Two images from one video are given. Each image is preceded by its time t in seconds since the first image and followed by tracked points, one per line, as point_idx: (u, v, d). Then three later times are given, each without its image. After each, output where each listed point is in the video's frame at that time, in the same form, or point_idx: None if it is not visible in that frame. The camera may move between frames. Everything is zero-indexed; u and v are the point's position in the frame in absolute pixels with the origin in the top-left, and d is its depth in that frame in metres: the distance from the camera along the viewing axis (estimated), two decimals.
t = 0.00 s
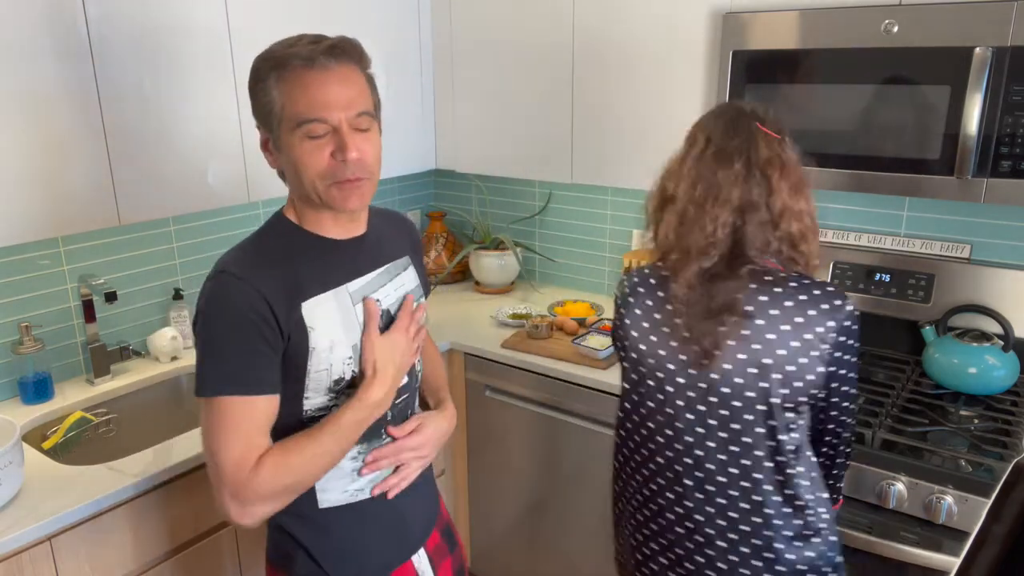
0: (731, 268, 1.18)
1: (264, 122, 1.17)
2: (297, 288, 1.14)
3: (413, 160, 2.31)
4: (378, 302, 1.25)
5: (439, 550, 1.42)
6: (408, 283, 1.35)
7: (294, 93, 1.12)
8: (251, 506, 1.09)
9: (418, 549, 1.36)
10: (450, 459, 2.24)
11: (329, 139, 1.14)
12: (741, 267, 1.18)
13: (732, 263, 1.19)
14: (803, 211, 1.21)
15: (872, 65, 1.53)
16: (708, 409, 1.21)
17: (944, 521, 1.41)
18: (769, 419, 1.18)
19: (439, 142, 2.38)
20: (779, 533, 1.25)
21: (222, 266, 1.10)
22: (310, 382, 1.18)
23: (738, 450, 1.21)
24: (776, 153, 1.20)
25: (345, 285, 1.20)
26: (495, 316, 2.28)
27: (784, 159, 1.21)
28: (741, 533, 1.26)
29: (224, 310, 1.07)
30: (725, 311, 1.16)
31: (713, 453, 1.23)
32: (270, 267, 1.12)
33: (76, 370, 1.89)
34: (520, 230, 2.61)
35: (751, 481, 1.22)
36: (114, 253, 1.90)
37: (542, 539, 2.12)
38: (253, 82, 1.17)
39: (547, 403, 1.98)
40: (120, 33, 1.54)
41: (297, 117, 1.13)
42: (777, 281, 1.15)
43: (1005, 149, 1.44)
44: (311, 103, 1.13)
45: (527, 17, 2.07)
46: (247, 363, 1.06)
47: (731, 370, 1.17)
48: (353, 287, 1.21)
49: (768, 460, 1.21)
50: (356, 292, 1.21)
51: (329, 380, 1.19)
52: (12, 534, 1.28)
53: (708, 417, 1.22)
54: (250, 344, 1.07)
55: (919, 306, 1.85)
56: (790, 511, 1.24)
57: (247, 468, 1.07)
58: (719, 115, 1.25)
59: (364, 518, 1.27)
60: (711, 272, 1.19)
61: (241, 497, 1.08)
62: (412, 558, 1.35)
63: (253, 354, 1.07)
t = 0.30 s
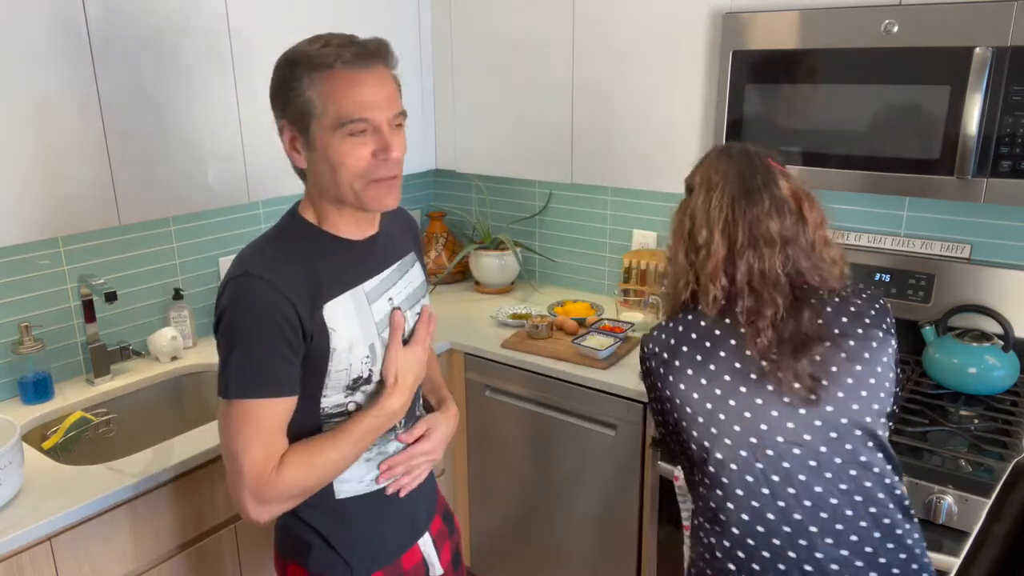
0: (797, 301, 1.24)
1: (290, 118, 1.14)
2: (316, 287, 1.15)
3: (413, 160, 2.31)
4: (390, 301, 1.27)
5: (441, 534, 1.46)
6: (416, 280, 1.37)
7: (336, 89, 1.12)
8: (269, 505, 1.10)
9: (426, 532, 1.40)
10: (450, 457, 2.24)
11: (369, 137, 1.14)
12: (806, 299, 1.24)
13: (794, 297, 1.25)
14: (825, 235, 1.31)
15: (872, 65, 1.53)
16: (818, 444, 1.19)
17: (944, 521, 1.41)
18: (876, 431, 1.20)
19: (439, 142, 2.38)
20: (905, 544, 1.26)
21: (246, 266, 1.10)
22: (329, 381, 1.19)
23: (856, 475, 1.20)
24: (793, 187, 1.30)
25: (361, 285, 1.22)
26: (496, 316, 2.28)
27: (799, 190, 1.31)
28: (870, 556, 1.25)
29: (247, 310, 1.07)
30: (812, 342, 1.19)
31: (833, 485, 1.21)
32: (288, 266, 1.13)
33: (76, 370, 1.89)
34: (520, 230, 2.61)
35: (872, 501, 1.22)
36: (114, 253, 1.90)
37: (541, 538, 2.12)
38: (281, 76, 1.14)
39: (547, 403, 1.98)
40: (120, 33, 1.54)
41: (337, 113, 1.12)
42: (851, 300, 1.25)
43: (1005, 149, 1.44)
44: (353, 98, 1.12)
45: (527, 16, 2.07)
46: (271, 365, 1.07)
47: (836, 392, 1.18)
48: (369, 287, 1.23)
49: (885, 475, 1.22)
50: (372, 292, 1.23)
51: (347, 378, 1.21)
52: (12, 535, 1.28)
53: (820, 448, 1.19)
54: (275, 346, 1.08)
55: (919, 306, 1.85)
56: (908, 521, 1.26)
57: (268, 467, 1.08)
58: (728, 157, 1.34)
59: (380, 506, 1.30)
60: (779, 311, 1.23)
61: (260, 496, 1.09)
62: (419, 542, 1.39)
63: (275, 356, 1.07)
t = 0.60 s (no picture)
0: (773, 330, 1.25)
1: (351, 109, 1.14)
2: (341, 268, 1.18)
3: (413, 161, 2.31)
4: (407, 287, 1.30)
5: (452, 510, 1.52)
6: (428, 267, 1.40)
7: (407, 89, 1.16)
8: (299, 482, 1.12)
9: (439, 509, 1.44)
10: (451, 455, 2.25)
11: (429, 136, 1.20)
12: (778, 327, 1.26)
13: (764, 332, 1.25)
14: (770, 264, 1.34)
15: (872, 65, 1.53)
16: (848, 454, 1.17)
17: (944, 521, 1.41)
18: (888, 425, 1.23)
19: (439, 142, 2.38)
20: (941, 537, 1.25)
21: (275, 253, 1.13)
22: (352, 362, 1.22)
23: (888, 475, 1.20)
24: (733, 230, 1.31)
25: (380, 270, 1.25)
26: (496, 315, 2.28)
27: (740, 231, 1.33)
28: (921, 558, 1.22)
29: (277, 292, 1.10)
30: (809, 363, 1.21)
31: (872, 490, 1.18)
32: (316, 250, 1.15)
33: (76, 370, 1.89)
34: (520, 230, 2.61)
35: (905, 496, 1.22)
36: (114, 253, 1.90)
37: (541, 539, 2.12)
38: (341, 67, 1.13)
39: (547, 403, 1.98)
40: (118, 33, 1.54)
41: (406, 111, 1.17)
42: (812, 318, 1.30)
43: (1005, 149, 1.44)
44: (420, 98, 1.18)
45: (526, 16, 2.06)
46: (303, 344, 1.10)
47: (848, 401, 1.20)
48: (387, 272, 1.26)
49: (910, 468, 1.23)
50: (391, 277, 1.26)
51: (369, 360, 1.24)
52: (13, 535, 1.28)
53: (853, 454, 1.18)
54: (306, 324, 1.11)
55: (919, 306, 1.85)
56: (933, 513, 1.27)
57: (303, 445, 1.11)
58: (664, 215, 1.33)
59: (398, 485, 1.35)
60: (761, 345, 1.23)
61: (294, 474, 1.11)
62: (434, 519, 1.43)
63: (305, 335, 1.10)
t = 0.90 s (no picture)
0: (733, 389, 1.10)
1: (400, 110, 1.23)
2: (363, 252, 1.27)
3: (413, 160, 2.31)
4: (419, 272, 1.41)
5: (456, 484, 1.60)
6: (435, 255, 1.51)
7: (451, 102, 1.27)
8: (334, 449, 1.23)
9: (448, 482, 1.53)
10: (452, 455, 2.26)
11: (460, 147, 1.31)
12: (739, 390, 1.10)
13: (724, 398, 1.09)
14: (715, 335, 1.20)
15: (872, 64, 1.53)
16: (841, 491, 1.04)
17: (944, 521, 1.41)
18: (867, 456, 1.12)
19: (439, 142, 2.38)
20: None
21: (304, 236, 1.22)
22: (372, 340, 1.33)
23: (883, 508, 1.07)
24: (671, 309, 1.15)
25: (397, 256, 1.36)
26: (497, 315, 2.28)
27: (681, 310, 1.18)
28: None
29: (310, 273, 1.20)
30: (776, 413, 1.08)
31: (872, 524, 1.05)
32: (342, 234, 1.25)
33: (76, 370, 1.89)
34: (520, 230, 2.61)
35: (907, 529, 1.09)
36: (114, 254, 1.90)
37: (540, 538, 2.12)
38: (396, 73, 1.22)
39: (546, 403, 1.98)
40: (119, 32, 1.54)
41: (447, 123, 1.27)
42: (769, 377, 1.17)
43: (1005, 149, 1.44)
44: (460, 112, 1.29)
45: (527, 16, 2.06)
46: (337, 320, 1.20)
47: (822, 440, 1.07)
48: (403, 258, 1.37)
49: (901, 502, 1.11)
50: (405, 262, 1.37)
51: (387, 338, 1.35)
52: (13, 535, 1.28)
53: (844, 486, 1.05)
54: (338, 302, 1.21)
55: (919, 306, 1.86)
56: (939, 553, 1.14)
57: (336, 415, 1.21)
58: (599, 305, 1.17)
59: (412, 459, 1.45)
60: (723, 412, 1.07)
61: (331, 442, 1.22)
62: (443, 491, 1.52)
63: (337, 312, 1.21)
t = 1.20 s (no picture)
0: (717, 417, 1.12)
1: (409, 115, 1.26)
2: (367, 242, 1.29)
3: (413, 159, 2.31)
4: (424, 269, 1.43)
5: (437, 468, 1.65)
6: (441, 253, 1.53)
7: (459, 106, 1.30)
8: (328, 430, 1.28)
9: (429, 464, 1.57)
10: (452, 455, 2.26)
11: (468, 149, 1.34)
12: (720, 419, 1.12)
13: (701, 430, 1.10)
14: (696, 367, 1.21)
15: (872, 64, 1.53)
16: (834, 508, 1.04)
17: (943, 521, 1.41)
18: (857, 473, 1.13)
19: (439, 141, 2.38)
20: None
21: (316, 229, 1.25)
22: (373, 331, 1.36)
23: (878, 522, 1.07)
24: (649, 343, 1.18)
25: (404, 253, 1.38)
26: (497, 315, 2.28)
27: (660, 344, 1.20)
28: None
29: (319, 264, 1.22)
30: (760, 435, 1.10)
31: (870, 539, 1.04)
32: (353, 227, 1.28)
33: (76, 370, 1.89)
34: (520, 230, 2.61)
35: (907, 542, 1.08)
36: (114, 254, 1.90)
37: (540, 538, 2.12)
38: (405, 79, 1.26)
39: (546, 403, 1.98)
40: (119, 31, 1.54)
41: (455, 127, 1.30)
42: (751, 402, 1.19)
43: (1005, 149, 1.44)
44: (468, 117, 1.32)
45: (528, 16, 2.06)
46: (342, 311, 1.24)
47: (811, 459, 1.10)
48: (409, 255, 1.39)
49: (896, 515, 1.11)
50: (412, 259, 1.39)
51: (388, 330, 1.38)
52: (13, 535, 1.28)
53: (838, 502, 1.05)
54: (344, 294, 1.24)
55: (919, 306, 1.85)
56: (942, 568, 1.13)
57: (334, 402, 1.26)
58: (579, 340, 1.19)
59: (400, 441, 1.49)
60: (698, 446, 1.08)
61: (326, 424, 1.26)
62: (424, 472, 1.56)
63: (342, 304, 1.24)
